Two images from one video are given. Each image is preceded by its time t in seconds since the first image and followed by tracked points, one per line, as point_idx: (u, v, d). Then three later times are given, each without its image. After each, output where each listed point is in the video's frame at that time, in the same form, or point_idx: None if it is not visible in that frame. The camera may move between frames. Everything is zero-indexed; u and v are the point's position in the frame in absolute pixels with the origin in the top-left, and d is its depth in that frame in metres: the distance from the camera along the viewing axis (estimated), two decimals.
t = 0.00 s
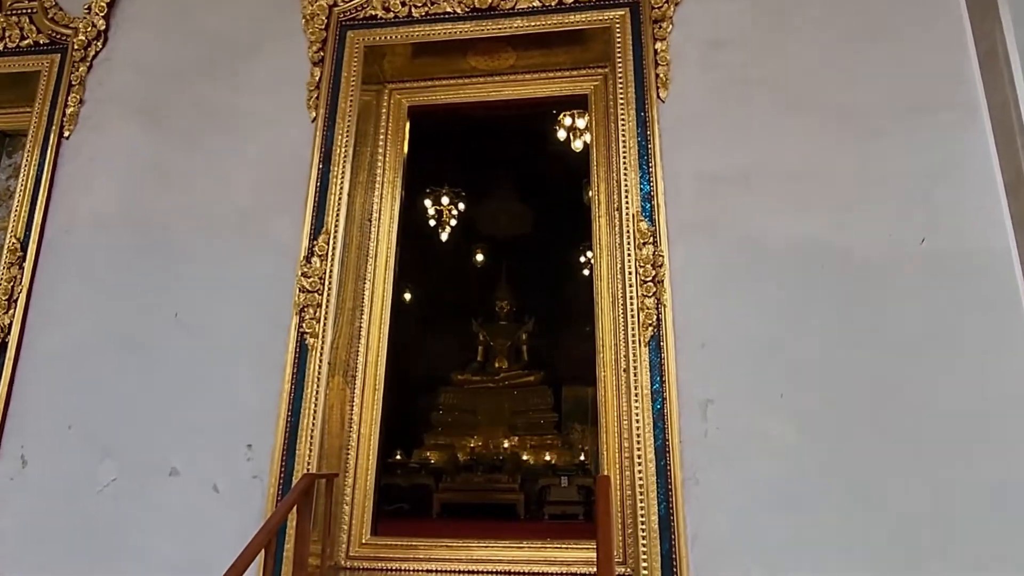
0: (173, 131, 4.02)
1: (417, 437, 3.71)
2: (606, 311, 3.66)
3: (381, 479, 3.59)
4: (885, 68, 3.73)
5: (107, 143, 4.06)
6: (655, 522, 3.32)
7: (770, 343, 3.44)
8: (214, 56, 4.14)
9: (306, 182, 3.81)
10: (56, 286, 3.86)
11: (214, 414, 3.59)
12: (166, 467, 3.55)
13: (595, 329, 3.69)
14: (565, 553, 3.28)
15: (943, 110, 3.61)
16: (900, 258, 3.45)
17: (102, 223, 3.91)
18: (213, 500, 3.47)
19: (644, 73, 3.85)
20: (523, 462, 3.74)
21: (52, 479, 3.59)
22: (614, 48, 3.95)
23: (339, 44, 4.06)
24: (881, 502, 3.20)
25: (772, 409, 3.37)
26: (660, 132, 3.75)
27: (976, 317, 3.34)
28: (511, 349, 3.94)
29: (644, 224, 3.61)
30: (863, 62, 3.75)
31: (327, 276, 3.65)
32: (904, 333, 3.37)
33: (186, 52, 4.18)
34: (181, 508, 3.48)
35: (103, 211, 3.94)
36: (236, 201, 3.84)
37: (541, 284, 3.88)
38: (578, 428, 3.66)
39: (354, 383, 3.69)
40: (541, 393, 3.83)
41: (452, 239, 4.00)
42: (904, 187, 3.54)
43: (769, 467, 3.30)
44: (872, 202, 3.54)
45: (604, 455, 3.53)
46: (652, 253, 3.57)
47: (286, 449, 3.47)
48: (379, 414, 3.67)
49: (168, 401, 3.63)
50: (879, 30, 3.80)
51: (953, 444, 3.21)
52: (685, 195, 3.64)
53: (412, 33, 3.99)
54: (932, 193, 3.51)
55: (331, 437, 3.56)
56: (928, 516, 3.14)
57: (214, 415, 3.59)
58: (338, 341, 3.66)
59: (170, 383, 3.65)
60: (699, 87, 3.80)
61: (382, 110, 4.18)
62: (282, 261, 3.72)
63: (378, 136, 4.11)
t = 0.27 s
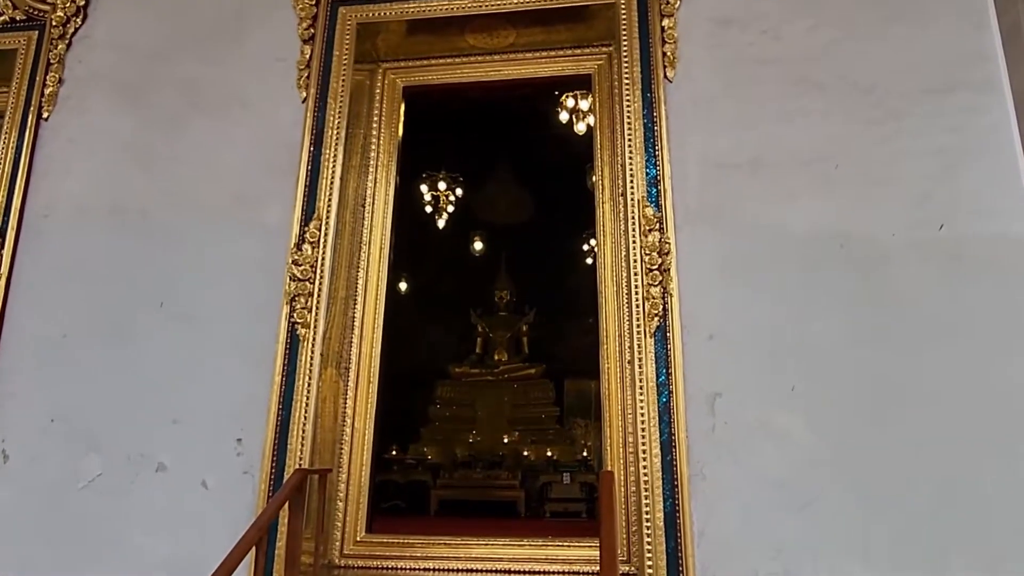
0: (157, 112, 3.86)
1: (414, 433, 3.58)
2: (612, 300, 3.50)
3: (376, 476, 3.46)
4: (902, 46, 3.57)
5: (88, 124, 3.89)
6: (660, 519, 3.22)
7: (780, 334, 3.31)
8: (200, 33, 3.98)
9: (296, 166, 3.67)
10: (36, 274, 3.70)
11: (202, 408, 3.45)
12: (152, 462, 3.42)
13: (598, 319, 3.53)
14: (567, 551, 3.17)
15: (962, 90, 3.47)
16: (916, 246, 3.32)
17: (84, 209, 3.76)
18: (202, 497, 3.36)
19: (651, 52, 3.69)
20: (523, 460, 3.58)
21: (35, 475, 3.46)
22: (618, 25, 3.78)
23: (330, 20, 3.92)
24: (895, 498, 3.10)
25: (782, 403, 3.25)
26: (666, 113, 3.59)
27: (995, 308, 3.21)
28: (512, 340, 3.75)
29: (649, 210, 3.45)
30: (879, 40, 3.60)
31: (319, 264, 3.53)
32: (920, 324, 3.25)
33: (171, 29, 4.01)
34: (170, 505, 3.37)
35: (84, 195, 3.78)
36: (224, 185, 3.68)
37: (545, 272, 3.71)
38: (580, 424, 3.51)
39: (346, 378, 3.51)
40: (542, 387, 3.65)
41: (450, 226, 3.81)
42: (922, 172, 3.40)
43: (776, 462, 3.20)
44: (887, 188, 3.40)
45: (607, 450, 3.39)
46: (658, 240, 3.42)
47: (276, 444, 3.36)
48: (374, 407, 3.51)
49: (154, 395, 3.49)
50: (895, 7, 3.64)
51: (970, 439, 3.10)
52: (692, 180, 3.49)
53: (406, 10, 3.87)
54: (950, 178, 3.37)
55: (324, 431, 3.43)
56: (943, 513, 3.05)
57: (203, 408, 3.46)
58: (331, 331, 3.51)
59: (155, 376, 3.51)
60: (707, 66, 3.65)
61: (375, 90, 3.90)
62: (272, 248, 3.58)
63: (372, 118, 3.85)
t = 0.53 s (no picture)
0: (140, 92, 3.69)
1: (410, 427, 3.47)
2: (614, 288, 3.38)
3: (370, 472, 3.33)
4: (920, 20, 3.42)
5: (67, 104, 3.72)
6: (665, 516, 3.09)
7: (793, 323, 3.17)
8: (185, 9, 3.81)
9: (285, 149, 3.49)
10: (14, 262, 3.54)
11: (188, 401, 3.31)
12: (137, 458, 3.28)
13: (600, 308, 3.40)
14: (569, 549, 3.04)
15: (983, 67, 3.32)
16: (935, 231, 3.18)
17: (63, 193, 3.59)
18: (189, 494, 3.22)
19: (656, 28, 3.53)
20: (523, 455, 3.49)
21: (16, 472, 3.32)
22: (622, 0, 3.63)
23: None
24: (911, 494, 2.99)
25: (792, 395, 3.12)
26: (673, 92, 3.42)
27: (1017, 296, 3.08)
28: (511, 332, 3.68)
29: (655, 194, 3.30)
30: (895, 15, 3.44)
31: (310, 251, 3.36)
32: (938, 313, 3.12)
33: (154, 5, 3.84)
34: (156, 503, 3.23)
35: (63, 179, 3.61)
36: (210, 168, 3.52)
37: (547, 259, 3.58)
38: (584, 418, 3.39)
39: (339, 369, 3.39)
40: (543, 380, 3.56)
41: (447, 211, 3.68)
42: (942, 153, 3.24)
43: (787, 457, 3.08)
44: (906, 169, 3.24)
45: (610, 445, 3.26)
46: (663, 225, 3.27)
47: (266, 438, 3.20)
48: (368, 399, 3.38)
49: (139, 387, 3.34)
50: None
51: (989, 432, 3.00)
52: (701, 161, 3.32)
53: None
54: (971, 159, 3.22)
55: (315, 425, 3.29)
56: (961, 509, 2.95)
57: (189, 401, 3.31)
58: (323, 321, 3.38)
59: (139, 368, 3.36)
60: (716, 42, 3.48)
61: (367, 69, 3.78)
62: (261, 234, 3.42)
63: (364, 97, 3.74)
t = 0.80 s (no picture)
0: (125, 72, 3.54)
1: (404, 424, 3.30)
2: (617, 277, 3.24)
3: (364, 470, 3.20)
4: None
5: (46, 84, 3.56)
6: (671, 516, 2.96)
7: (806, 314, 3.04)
8: None
9: (275, 131, 3.37)
10: None
11: (175, 395, 3.18)
12: (122, 454, 3.15)
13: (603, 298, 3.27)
14: (570, 549, 2.92)
15: (1005, 48, 3.18)
16: (954, 218, 3.05)
17: (43, 177, 3.44)
18: (175, 492, 3.09)
19: (663, 5, 3.38)
20: (524, 451, 3.29)
21: None
22: None
23: None
24: (929, 493, 2.86)
25: (804, 389, 3.00)
26: (681, 73, 3.28)
27: None
28: (512, 324, 3.47)
29: (662, 179, 3.16)
30: None
31: (301, 238, 3.22)
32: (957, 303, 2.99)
33: None
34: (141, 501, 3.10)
35: (42, 162, 3.45)
36: (197, 154, 3.38)
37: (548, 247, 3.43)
38: (585, 412, 3.24)
39: (332, 361, 3.27)
40: (544, 373, 3.37)
41: (444, 197, 3.53)
42: (963, 137, 3.11)
43: (799, 453, 2.95)
44: (923, 154, 3.11)
45: (613, 440, 3.14)
46: (669, 212, 3.13)
47: (256, 434, 3.08)
48: (362, 394, 3.27)
49: (123, 380, 3.21)
50: None
51: (1011, 428, 2.87)
52: (709, 146, 3.19)
53: None
54: (992, 142, 3.09)
55: (307, 420, 3.16)
56: (981, 508, 2.83)
57: (176, 395, 3.18)
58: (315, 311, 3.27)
59: (123, 361, 3.23)
60: (726, 21, 3.34)
61: (361, 47, 3.63)
62: (250, 221, 3.28)
63: (358, 78, 3.59)
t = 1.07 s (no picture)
0: (107, 54, 3.39)
1: (400, 421, 3.18)
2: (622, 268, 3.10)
3: (358, 469, 3.07)
4: None
5: (24, 66, 3.41)
6: (678, 515, 2.85)
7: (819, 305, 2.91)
8: None
9: (264, 115, 3.23)
10: None
11: (161, 391, 3.05)
12: (106, 452, 3.02)
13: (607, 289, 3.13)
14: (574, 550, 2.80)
15: None
16: (973, 204, 2.92)
17: (21, 163, 3.29)
18: (162, 492, 2.97)
19: None
20: (524, 448, 3.18)
21: None
22: None
23: None
24: (946, 491, 2.76)
25: (817, 383, 2.87)
26: (688, 53, 3.15)
27: None
28: (512, 317, 3.32)
29: (668, 164, 3.03)
30: None
31: (291, 228, 3.10)
32: (976, 293, 2.87)
33: None
34: (126, 501, 2.97)
35: (21, 148, 3.31)
36: (184, 138, 3.25)
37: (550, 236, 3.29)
38: (589, 408, 3.10)
39: (324, 356, 3.13)
40: (546, 368, 3.24)
41: (440, 185, 3.37)
42: (983, 119, 2.98)
43: (812, 450, 2.84)
44: (941, 137, 2.98)
45: (619, 438, 3.00)
46: (675, 199, 3.00)
47: (246, 430, 2.97)
48: (355, 389, 3.12)
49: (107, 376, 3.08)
50: None
51: None
52: (717, 129, 3.05)
53: None
54: (1013, 125, 2.96)
55: (299, 417, 3.04)
56: (1001, 506, 2.72)
57: (162, 391, 3.05)
58: (306, 304, 3.13)
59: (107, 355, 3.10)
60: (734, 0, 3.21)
61: (353, 27, 3.48)
62: (239, 209, 3.15)
63: (350, 60, 3.44)
